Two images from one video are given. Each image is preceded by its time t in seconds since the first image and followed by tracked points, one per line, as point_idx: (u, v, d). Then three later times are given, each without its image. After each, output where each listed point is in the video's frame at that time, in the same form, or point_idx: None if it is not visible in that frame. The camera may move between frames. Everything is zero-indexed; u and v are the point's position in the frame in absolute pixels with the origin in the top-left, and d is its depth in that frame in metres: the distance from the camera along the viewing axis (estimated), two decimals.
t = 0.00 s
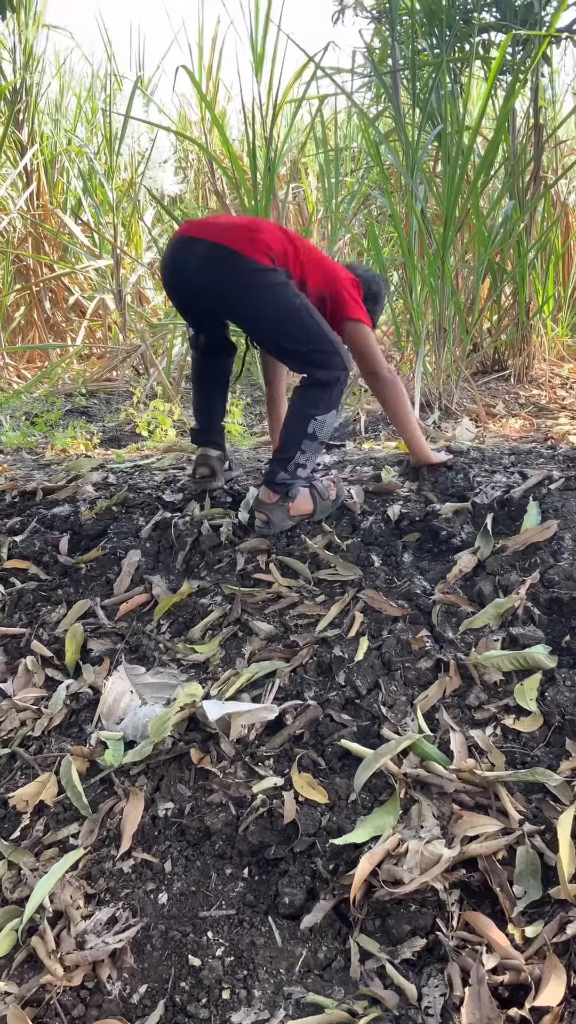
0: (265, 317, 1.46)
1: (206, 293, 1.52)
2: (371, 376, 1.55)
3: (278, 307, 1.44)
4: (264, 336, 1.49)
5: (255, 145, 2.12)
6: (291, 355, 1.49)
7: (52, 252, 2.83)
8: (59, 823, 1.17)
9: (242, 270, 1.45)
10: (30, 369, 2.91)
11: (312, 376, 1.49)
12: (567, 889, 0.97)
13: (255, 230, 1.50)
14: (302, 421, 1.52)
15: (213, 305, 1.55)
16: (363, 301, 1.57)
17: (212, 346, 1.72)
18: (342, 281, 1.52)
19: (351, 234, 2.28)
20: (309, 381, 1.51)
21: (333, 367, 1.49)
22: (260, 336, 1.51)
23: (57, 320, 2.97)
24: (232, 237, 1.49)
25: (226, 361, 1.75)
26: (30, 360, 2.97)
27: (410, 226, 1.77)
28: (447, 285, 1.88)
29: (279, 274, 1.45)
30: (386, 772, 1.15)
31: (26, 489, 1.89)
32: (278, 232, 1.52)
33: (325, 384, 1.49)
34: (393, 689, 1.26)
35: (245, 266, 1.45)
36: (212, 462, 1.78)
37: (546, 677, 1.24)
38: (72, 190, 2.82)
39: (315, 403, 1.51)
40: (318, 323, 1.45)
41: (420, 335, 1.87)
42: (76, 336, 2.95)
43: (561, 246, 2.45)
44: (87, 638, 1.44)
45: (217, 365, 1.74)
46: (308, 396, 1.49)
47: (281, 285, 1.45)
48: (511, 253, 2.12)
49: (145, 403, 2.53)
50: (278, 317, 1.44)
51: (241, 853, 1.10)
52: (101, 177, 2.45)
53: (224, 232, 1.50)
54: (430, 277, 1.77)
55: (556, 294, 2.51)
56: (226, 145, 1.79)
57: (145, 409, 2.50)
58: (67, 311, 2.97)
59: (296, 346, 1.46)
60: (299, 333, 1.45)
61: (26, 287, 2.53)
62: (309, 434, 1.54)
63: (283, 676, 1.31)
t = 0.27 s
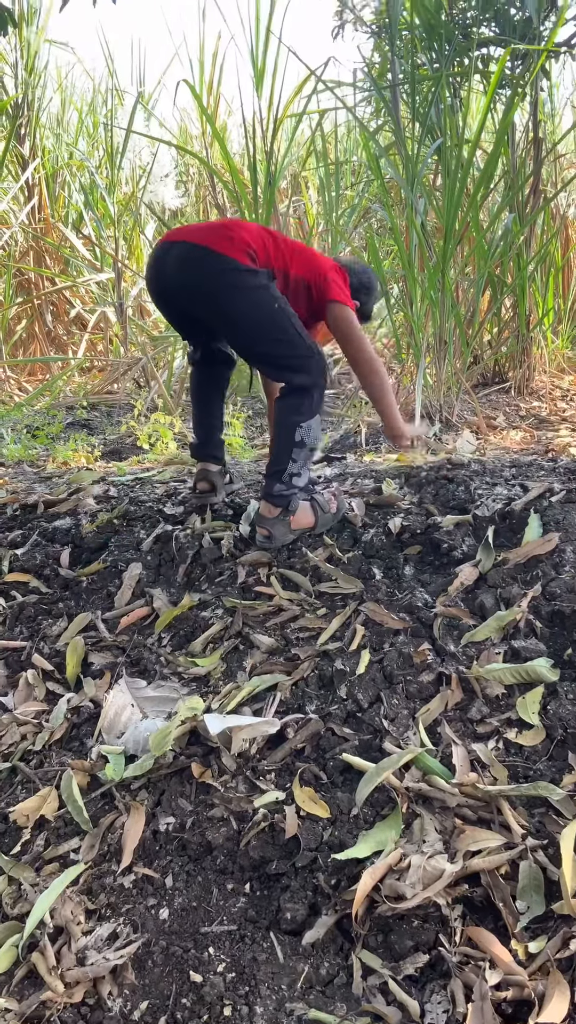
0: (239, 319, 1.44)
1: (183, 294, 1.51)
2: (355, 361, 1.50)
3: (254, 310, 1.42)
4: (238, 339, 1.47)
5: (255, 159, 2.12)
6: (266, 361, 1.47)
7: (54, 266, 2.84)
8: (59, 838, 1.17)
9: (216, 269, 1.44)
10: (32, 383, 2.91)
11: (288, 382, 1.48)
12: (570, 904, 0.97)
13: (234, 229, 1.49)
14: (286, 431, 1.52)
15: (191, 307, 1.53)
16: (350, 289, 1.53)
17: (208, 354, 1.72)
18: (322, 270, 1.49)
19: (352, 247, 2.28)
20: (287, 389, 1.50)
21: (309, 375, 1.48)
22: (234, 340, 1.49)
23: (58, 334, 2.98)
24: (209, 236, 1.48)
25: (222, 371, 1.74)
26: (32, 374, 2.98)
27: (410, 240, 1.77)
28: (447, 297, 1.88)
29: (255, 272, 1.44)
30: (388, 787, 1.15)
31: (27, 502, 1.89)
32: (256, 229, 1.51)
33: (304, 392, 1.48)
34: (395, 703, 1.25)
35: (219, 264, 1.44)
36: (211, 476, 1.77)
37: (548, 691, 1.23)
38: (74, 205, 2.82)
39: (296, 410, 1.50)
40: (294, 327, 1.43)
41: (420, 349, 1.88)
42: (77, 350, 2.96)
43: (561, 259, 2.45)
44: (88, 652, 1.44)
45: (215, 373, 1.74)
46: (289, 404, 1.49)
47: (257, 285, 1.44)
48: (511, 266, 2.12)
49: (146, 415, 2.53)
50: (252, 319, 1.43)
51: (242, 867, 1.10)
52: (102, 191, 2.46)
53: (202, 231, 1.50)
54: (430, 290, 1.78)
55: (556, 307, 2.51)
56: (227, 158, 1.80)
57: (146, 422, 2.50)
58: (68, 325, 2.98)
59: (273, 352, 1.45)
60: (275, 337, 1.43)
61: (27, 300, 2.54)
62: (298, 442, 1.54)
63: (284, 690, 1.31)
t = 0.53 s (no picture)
0: (231, 323, 1.43)
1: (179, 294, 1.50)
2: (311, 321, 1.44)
3: (248, 321, 1.41)
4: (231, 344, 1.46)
5: (256, 177, 2.13)
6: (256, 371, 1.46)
7: (56, 283, 2.85)
8: (60, 857, 1.16)
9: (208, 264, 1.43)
10: (34, 399, 2.91)
11: (278, 396, 1.47)
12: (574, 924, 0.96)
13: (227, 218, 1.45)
14: (276, 446, 1.50)
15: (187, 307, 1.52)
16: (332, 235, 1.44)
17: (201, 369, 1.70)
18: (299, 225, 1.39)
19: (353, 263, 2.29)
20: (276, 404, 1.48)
21: (298, 391, 1.46)
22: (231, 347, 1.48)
23: (61, 350, 2.99)
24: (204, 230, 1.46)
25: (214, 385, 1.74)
26: (34, 390, 2.99)
27: (410, 256, 1.79)
28: (448, 313, 1.88)
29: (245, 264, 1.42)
30: (390, 805, 1.14)
31: (29, 518, 1.89)
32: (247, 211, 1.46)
33: (292, 408, 1.47)
34: (397, 721, 1.25)
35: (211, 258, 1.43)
36: (211, 495, 1.75)
37: (550, 709, 1.23)
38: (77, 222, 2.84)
39: (287, 423, 1.48)
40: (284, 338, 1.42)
41: (421, 365, 1.89)
42: (79, 366, 2.96)
43: (561, 274, 2.45)
44: (89, 669, 1.43)
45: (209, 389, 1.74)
46: (280, 419, 1.47)
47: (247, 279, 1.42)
48: (512, 282, 2.11)
49: (147, 432, 2.54)
50: (243, 327, 1.42)
51: (244, 887, 1.09)
52: (104, 209, 2.48)
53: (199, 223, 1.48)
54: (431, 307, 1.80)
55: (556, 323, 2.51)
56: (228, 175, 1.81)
57: (147, 437, 2.51)
58: (70, 341, 2.99)
59: (266, 365, 1.44)
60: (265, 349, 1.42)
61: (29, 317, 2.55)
62: (292, 457, 1.51)
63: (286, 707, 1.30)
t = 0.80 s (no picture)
0: (216, 316, 1.46)
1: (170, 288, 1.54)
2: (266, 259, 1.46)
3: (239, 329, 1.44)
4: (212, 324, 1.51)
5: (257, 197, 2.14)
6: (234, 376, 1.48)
7: (59, 302, 2.87)
8: (62, 879, 1.15)
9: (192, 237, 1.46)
10: (36, 417, 2.92)
11: (254, 412, 1.49)
12: None
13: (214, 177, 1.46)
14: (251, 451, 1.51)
15: (179, 303, 1.56)
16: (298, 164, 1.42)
17: (201, 390, 1.69)
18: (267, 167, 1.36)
19: (353, 282, 2.30)
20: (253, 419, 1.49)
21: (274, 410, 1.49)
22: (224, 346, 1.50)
23: (63, 368, 3.00)
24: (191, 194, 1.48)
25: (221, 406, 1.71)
26: (36, 408, 2.99)
27: (411, 275, 1.79)
28: (449, 332, 1.87)
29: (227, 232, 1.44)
30: (393, 827, 1.13)
31: (31, 537, 1.89)
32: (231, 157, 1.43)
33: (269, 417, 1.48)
34: (399, 742, 1.24)
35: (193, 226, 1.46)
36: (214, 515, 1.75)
37: (554, 729, 1.22)
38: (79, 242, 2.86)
39: (264, 439, 1.49)
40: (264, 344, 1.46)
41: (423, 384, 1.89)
42: (81, 384, 2.97)
43: (561, 293, 2.46)
44: (91, 689, 1.43)
45: (212, 410, 1.70)
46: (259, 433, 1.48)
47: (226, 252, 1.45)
48: (512, 301, 2.12)
49: (148, 451, 2.54)
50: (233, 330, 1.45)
51: (246, 910, 1.08)
52: (107, 229, 2.49)
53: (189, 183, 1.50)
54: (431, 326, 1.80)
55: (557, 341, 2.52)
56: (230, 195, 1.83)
57: (149, 456, 2.51)
58: (72, 360, 3.00)
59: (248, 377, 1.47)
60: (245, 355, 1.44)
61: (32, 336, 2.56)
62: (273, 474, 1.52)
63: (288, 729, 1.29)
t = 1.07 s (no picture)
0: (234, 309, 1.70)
1: (179, 300, 1.74)
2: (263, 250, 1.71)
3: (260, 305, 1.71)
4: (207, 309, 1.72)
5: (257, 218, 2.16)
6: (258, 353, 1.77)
7: (60, 322, 2.88)
8: (62, 902, 1.15)
9: (185, 235, 1.70)
10: (37, 437, 2.92)
11: (286, 369, 1.76)
12: None
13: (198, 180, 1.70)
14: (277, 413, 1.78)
15: (186, 313, 1.74)
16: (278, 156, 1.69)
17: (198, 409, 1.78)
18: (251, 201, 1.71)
19: (353, 302, 2.31)
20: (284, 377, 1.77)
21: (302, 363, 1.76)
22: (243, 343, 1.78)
23: (64, 388, 3.01)
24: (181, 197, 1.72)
25: (218, 427, 1.80)
26: (37, 428, 3.00)
27: (410, 296, 1.80)
28: (448, 353, 1.88)
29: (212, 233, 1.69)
30: (395, 850, 1.13)
31: (32, 557, 1.89)
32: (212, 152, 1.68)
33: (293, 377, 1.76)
34: (401, 763, 1.24)
35: (186, 229, 1.71)
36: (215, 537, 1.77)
37: (555, 750, 1.22)
38: (80, 262, 2.87)
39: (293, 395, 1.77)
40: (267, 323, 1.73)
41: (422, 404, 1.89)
42: (82, 403, 2.98)
43: (560, 313, 2.46)
44: (92, 711, 1.43)
45: (209, 430, 1.79)
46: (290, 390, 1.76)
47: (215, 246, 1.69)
48: (511, 321, 2.12)
49: (149, 471, 2.55)
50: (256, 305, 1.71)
51: (247, 933, 1.07)
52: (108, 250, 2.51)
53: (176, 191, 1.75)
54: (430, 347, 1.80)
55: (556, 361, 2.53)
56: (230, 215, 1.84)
57: (150, 476, 2.51)
58: (73, 380, 3.01)
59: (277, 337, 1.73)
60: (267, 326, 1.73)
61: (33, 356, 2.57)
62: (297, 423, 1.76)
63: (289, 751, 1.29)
